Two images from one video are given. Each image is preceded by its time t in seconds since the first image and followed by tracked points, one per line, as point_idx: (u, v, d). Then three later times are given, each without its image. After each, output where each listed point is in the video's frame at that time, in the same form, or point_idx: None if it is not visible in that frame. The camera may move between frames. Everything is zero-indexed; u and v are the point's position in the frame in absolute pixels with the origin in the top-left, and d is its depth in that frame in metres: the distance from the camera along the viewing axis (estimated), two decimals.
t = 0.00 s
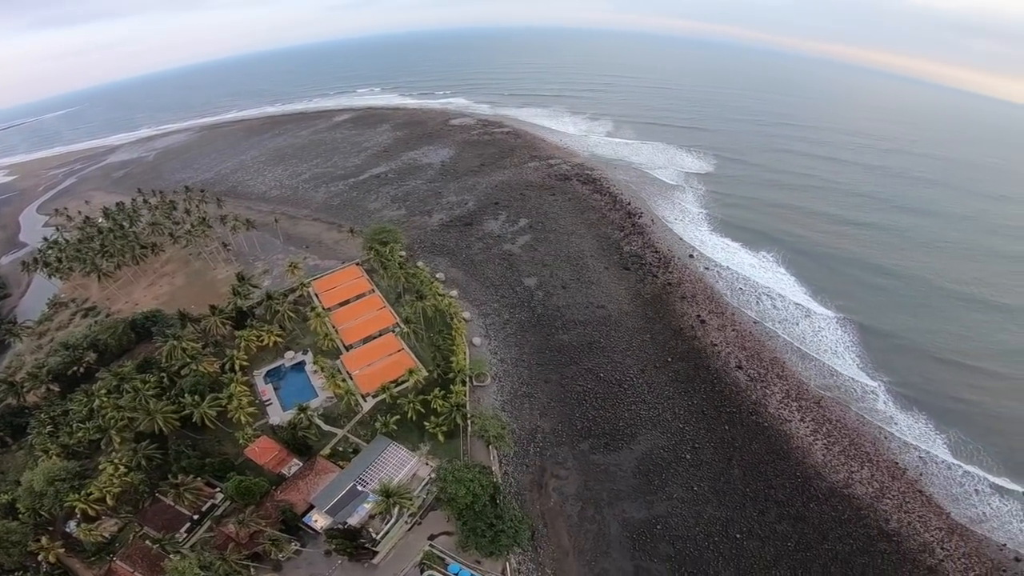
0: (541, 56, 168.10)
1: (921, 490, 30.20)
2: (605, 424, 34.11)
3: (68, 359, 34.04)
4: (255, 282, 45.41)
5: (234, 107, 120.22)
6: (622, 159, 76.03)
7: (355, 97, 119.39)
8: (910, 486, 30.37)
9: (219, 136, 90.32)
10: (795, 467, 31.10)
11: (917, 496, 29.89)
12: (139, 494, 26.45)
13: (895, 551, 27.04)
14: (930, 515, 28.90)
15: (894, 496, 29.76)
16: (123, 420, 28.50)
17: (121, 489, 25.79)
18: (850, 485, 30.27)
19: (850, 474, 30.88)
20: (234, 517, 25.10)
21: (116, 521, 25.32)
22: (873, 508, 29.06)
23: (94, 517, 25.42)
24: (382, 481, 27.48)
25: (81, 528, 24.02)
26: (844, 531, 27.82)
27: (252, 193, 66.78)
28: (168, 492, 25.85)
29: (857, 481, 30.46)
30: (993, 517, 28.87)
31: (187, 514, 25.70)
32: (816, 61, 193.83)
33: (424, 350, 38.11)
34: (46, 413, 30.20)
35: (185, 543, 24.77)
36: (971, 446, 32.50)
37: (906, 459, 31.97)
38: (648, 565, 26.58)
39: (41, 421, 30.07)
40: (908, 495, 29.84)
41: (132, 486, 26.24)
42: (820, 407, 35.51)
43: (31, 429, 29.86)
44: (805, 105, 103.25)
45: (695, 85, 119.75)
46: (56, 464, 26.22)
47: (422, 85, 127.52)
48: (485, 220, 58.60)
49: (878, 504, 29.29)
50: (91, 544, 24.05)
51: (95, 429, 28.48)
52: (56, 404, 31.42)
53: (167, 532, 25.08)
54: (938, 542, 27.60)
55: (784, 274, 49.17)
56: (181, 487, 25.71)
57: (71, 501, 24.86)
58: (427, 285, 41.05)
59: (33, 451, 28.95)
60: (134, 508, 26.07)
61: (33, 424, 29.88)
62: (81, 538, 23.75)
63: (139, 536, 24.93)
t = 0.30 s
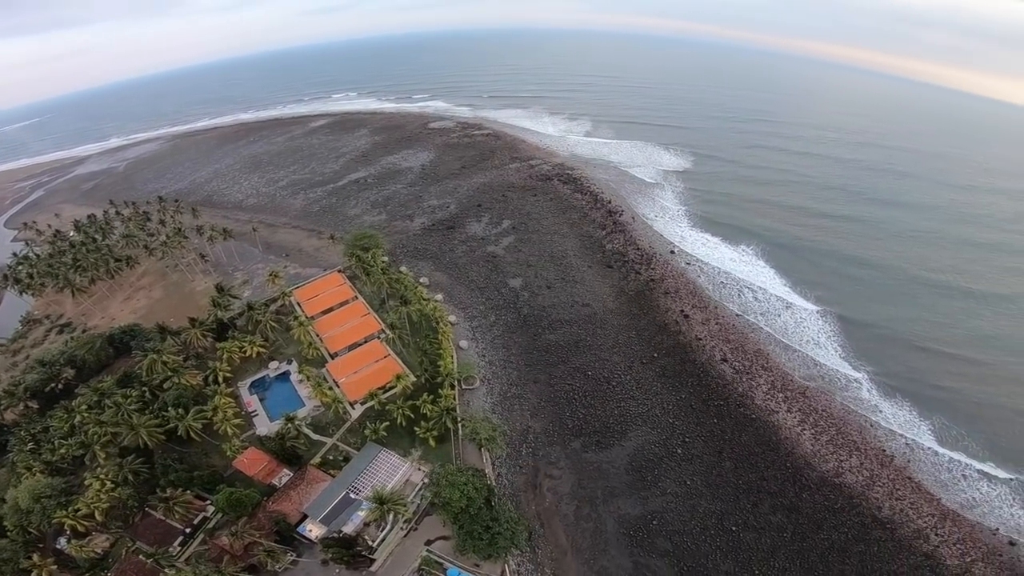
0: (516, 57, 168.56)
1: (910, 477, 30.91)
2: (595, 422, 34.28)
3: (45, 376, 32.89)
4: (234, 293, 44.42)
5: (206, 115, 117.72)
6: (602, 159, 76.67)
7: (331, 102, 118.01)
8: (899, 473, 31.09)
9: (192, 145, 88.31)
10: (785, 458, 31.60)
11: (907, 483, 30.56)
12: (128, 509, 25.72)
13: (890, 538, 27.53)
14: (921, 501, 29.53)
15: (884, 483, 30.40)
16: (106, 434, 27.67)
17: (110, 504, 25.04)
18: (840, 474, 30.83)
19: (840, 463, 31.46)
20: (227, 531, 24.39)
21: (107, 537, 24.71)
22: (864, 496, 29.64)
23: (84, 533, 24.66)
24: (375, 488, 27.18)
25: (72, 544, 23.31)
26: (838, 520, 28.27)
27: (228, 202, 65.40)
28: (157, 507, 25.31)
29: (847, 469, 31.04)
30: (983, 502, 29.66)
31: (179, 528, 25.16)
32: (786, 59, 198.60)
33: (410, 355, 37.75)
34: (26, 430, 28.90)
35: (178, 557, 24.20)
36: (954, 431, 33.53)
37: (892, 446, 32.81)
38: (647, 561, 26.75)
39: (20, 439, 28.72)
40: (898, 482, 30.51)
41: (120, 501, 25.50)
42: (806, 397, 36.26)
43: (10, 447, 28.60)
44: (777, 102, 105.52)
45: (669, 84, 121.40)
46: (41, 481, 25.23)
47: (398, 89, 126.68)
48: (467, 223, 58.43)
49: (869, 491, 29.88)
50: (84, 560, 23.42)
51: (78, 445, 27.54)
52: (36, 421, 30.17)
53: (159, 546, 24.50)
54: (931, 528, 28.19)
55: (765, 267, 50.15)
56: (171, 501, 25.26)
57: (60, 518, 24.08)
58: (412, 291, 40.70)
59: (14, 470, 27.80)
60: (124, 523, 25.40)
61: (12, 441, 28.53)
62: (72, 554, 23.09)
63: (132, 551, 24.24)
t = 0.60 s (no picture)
0: (492, 59, 168.51)
1: (898, 464, 31.62)
2: (585, 419, 34.43)
3: (21, 394, 31.52)
4: (214, 304, 43.36)
5: (177, 123, 114.95)
6: (581, 158, 77.16)
7: (306, 107, 116.32)
8: (887, 460, 31.78)
9: (164, 154, 86.08)
10: (775, 449, 32.10)
11: (896, 469, 31.26)
12: (118, 524, 24.82)
13: (883, 525, 28.09)
14: (911, 488, 30.19)
15: (872, 471, 31.06)
16: (89, 450, 26.56)
17: (99, 520, 24.17)
18: (829, 463, 31.38)
19: (829, 452, 32.03)
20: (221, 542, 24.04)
21: (99, 552, 23.77)
22: (854, 484, 30.24)
23: (75, 550, 23.77)
24: (368, 495, 26.81)
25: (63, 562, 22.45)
26: (831, 509, 28.76)
27: (203, 212, 63.84)
28: (147, 521, 24.60)
29: (836, 458, 31.62)
30: (971, 487, 30.43)
31: (171, 542, 24.51)
32: (755, 56, 203.13)
33: (397, 361, 37.33)
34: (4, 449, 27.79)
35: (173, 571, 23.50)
36: (937, 417, 34.53)
37: (879, 434, 33.58)
38: (645, 557, 26.89)
39: None
40: (887, 470, 31.16)
41: (109, 516, 24.60)
42: (790, 387, 37.02)
43: None
44: (749, 98, 107.60)
45: (644, 83, 122.90)
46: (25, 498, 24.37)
47: (374, 93, 125.53)
48: (449, 226, 58.14)
49: (859, 479, 30.48)
50: None
51: (61, 461, 26.55)
52: (14, 439, 28.98)
53: (152, 561, 23.86)
54: (923, 514, 28.85)
55: (745, 261, 51.10)
56: (162, 515, 24.53)
57: (48, 535, 23.21)
58: (395, 296, 40.27)
59: None
60: (116, 539, 24.55)
61: None
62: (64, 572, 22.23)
63: (125, 566, 23.35)
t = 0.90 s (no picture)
0: (467, 61, 168.34)
1: (884, 451, 32.32)
2: (575, 418, 34.54)
3: None
4: (192, 317, 42.26)
5: (145, 133, 111.77)
6: (560, 158, 77.55)
7: (280, 114, 114.40)
8: (874, 448, 32.48)
9: (133, 164, 83.56)
10: (763, 440, 32.64)
11: (883, 457, 31.94)
12: (109, 540, 23.80)
13: (875, 512, 28.64)
14: (900, 475, 30.85)
15: (861, 459, 31.68)
16: (73, 467, 25.70)
17: (89, 536, 23.35)
18: (817, 452, 31.98)
19: (817, 442, 32.65)
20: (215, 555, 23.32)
21: (91, 569, 22.37)
22: (843, 472, 30.83)
23: (65, 568, 22.57)
24: (361, 503, 26.42)
25: None
26: (823, 498, 29.25)
27: (178, 223, 62.18)
28: (138, 537, 23.89)
29: (824, 447, 32.24)
30: (958, 472, 31.14)
31: (165, 557, 23.75)
32: (725, 54, 207.13)
33: (383, 367, 36.89)
34: None
35: None
36: (920, 404, 35.45)
37: (864, 422, 34.37)
38: (643, 553, 27.00)
39: None
40: (874, 457, 31.86)
41: (99, 532, 23.72)
42: (774, 378, 37.77)
43: None
44: (721, 95, 109.60)
45: (619, 82, 124.05)
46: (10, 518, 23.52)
47: (350, 98, 124.20)
48: (431, 230, 57.78)
49: (848, 468, 31.07)
50: None
51: (45, 478, 25.57)
52: None
53: None
54: (913, 500, 29.44)
55: (724, 256, 52.00)
56: (152, 529, 23.91)
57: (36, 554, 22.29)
58: (379, 301, 39.77)
59: None
60: (107, 555, 23.51)
61: None
62: None
63: None
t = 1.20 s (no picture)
0: (441, 64, 167.81)
1: (869, 438, 33.16)
2: (564, 417, 34.66)
3: None
4: (169, 331, 41.02)
5: (109, 144, 108.15)
6: (539, 159, 77.83)
7: (251, 121, 112.08)
8: (859, 434, 33.33)
9: (99, 176, 80.75)
10: (751, 431, 33.20)
11: (868, 443, 32.75)
12: (100, 557, 22.99)
13: (866, 499, 29.19)
14: (887, 461, 31.60)
15: (846, 446, 32.42)
16: (56, 485, 24.73)
17: (80, 554, 22.46)
18: (804, 441, 32.60)
19: (803, 431, 33.31)
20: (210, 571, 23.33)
21: None
22: (830, 459, 31.50)
23: None
24: (354, 511, 26.10)
25: None
26: (813, 486, 29.78)
27: (149, 235, 60.36)
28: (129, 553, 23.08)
29: (811, 436, 32.91)
30: (943, 457, 32.06)
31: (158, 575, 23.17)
32: (694, 51, 210.99)
33: (368, 375, 36.37)
34: None
35: None
36: (900, 390, 36.55)
37: (847, 410, 35.27)
38: (640, 548, 27.14)
39: None
40: (860, 444, 32.60)
41: (90, 549, 22.86)
42: (757, 369, 38.58)
43: None
44: (693, 93, 111.58)
45: (593, 81, 125.22)
46: None
47: (322, 104, 122.50)
48: (411, 234, 57.31)
49: (836, 455, 31.69)
50: None
51: (27, 498, 24.61)
52: None
53: None
54: (902, 485, 30.10)
55: (703, 251, 52.88)
56: (144, 545, 23.10)
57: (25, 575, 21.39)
58: (360, 308, 39.28)
59: None
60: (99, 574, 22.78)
61: None
62: None
63: None
